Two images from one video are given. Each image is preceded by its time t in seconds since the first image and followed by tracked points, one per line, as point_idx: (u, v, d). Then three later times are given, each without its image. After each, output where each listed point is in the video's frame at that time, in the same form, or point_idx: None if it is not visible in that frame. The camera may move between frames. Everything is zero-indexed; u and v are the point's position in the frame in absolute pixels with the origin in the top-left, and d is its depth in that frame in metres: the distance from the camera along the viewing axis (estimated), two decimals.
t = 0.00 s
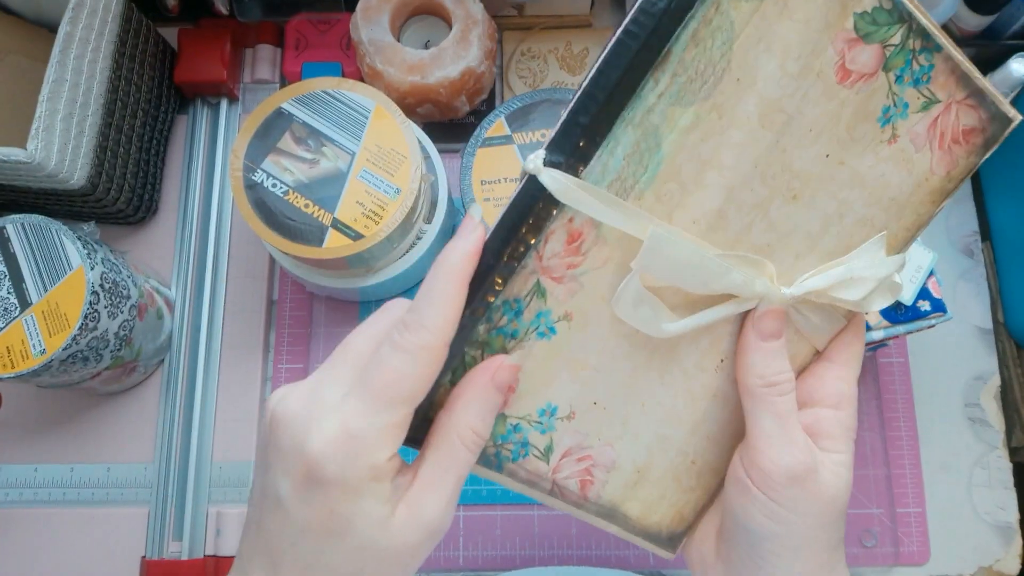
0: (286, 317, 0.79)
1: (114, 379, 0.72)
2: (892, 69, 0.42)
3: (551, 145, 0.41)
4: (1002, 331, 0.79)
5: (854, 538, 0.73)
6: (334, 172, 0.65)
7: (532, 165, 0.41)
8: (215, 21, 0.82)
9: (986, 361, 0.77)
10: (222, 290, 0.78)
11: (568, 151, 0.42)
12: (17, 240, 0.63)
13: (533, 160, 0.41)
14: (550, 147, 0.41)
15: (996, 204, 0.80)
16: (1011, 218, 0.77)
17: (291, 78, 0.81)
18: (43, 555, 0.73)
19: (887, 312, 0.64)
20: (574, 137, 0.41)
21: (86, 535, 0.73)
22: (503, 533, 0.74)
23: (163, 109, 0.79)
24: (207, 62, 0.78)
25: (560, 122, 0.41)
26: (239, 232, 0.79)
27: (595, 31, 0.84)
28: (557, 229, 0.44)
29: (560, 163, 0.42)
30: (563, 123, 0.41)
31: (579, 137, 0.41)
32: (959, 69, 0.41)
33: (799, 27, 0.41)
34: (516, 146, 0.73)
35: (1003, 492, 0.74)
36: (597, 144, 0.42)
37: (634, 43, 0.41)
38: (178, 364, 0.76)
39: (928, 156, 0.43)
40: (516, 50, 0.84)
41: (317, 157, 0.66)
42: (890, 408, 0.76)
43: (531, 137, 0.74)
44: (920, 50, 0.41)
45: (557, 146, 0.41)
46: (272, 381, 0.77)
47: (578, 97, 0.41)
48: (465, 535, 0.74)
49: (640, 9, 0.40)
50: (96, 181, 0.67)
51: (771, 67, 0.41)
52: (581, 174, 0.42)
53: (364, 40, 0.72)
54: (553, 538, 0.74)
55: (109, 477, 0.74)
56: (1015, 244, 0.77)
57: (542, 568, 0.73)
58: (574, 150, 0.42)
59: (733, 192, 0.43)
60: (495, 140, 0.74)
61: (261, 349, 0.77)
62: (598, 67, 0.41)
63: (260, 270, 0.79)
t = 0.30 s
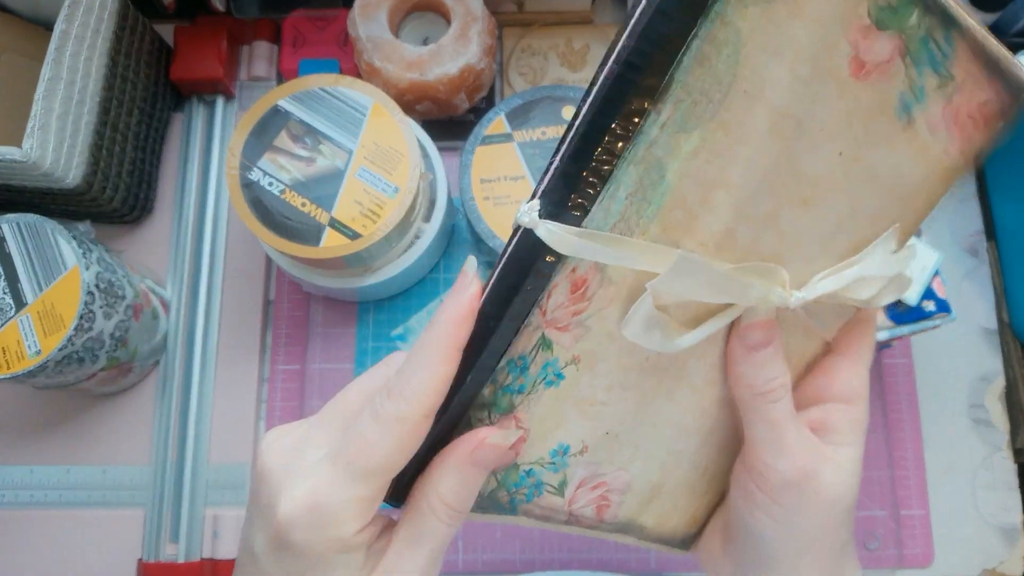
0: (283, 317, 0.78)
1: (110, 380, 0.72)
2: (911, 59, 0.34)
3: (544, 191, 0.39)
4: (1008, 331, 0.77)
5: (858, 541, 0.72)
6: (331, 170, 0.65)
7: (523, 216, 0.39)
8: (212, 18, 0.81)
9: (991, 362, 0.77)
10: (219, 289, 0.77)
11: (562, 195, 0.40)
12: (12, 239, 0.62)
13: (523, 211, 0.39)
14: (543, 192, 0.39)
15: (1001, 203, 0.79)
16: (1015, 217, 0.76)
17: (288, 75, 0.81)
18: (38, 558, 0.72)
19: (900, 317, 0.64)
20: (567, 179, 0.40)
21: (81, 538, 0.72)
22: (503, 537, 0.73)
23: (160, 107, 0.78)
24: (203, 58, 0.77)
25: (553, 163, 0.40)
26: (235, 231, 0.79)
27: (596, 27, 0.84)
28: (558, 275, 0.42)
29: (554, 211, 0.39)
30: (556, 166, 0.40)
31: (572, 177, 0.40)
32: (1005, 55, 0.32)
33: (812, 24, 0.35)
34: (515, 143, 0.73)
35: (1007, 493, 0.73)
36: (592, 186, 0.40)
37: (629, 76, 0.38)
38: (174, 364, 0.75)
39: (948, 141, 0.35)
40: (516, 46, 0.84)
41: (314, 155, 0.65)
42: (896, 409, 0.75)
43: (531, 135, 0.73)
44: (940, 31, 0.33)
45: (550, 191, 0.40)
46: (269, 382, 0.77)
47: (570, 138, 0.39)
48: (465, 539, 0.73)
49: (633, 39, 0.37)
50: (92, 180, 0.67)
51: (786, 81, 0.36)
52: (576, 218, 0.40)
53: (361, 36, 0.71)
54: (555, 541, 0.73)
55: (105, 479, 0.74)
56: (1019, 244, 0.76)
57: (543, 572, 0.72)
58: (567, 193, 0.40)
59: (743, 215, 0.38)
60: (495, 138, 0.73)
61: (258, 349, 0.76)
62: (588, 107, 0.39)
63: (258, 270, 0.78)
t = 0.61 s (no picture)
0: (281, 318, 0.78)
1: (108, 381, 0.71)
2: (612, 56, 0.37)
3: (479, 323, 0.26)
4: (1011, 331, 0.77)
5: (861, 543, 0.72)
6: (330, 169, 0.64)
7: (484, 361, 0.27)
8: (210, 17, 0.80)
9: (993, 362, 0.76)
10: (217, 289, 0.77)
11: (530, 309, 0.26)
12: (9, 239, 0.62)
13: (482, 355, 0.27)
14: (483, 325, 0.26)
15: (1003, 203, 0.78)
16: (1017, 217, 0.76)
17: (286, 74, 0.80)
18: (36, 559, 0.71)
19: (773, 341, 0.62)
20: (511, 292, 0.26)
21: (80, 539, 0.72)
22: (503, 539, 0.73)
23: (158, 106, 0.77)
24: (202, 57, 0.77)
25: (487, 288, 0.26)
26: (234, 231, 0.78)
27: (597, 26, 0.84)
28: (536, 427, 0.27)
29: (535, 330, 0.26)
30: (481, 284, 0.26)
31: (520, 288, 0.26)
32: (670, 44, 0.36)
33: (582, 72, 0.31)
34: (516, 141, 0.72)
35: (1010, 495, 0.73)
36: (537, 282, 0.26)
37: (512, 123, 0.26)
38: (172, 365, 0.75)
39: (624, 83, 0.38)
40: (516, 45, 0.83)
41: (313, 155, 0.65)
42: (898, 410, 0.75)
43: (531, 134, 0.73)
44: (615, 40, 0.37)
45: (506, 316, 0.26)
46: (268, 382, 0.76)
47: (493, 244, 0.26)
48: (464, 541, 0.73)
49: (497, 87, 0.26)
50: (90, 179, 0.66)
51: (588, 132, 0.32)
52: (545, 331, 0.27)
53: (361, 35, 0.71)
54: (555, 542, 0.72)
55: (103, 480, 0.73)
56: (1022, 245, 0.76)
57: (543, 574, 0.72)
58: (530, 306, 0.26)
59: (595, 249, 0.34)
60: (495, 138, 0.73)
61: (257, 349, 0.76)
62: (489, 192, 0.26)
63: (256, 269, 0.78)
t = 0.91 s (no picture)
0: (281, 318, 0.78)
1: (108, 380, 0.71)
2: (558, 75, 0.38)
3: (507, 340, 0.29)
4: (1010, 332, 0.77)
5: (860, 544, 0.72)
6: (330, 170, 0.64)
7: (516, 375, 0.29)
8: (211, 17, 0.81)
9: (993, 362, 0.76)
10: (217, 288, 0.77)
11: (557, 325, 0.28)
12: (10, 239, 0.62)
13: (513, 370, 0.29)
14: (513, 342, 0.29)
15: (1002, 204, 0.78)
16: (1017, 217, 0.76)
17: (286, 73, 0.80)
18: (36, 559, 0.71)
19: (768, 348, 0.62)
20: (542, 314, 0.28)
21: (80, 538, 0.72)
22: (504, 540, 0.72)
23: (158, 106, 0.77)
24: (202, 57, 0.77)
25: (517, 308, 0.28)
26: (234, 231, 0.78)
27: (596, 26, 0.84)
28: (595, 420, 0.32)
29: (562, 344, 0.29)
30: (506, 306, 0.28)
31: (548, 306, 0.28)
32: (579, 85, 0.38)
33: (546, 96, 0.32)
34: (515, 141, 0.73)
35: (1010, 495, 0.73)
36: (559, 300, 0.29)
37: (528, 150, 0.27)
38: (172, 364, 0.74)
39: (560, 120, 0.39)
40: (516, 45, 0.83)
41: (313, 154, 0.65)
42: (898, 410, 0.75)
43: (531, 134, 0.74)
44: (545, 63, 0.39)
45: (539, 332, 0.28)
46: (268, 383, 0.76)
47: (519, 267, 0.27)
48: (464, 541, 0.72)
49: (512, 115, 0.27)
50: (90, 179, 0.66)
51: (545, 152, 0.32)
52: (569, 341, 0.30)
53: (361, 35, 0.71)
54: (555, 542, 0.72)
55: (103, 480, 0.73)
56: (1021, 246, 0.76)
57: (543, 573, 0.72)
58: (557, 321, 0.28)
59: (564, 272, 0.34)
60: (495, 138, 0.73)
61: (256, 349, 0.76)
62: (511, 219, 0.27)
63: (256, 270, 0.78)
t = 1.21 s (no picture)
0: (281, 318, 0.78)
1: (108, 381, 0.71)
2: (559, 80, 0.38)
3: (524, 356, 0.31)
4: (1010, 332, 0.77)
5: (861, 544, 0.72)
6: (330, 169, 0.64)
7: (533, 393, 0.32)
8: (211, 17, 0.81)
9: (993, 362, 0.76)
10: (217, 288, 0.77)
11: (573, 345, 0.31)
12: (9, 239, 0.62)
13: (530, 388, 0.32)
14: (532, 359, 0.31)
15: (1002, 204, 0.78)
16: (1016, 216, 0.76)
17: (286, 74, 0.81)
18: (36, 559, 0.71)
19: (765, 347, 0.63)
20: (561, 336, 0.31)
21: (81, 538, 0.72)
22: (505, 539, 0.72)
23: (158, 106, 0.77)
24: (202, 57, 0.77)
25: (538, 329, 0.30)
26: (234, 231, 0.78)
27: (596, 26, 0.84)
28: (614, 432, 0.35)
29: (578, 365, 0.31)
30: (525, 324, 0.31)
31: (566, 328, 0.31)
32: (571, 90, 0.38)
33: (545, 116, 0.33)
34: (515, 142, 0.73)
35: (1010, 494, 0.73)
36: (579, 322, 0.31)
37: (552, 169, 0.29)
38: (172, 364, 0.74)
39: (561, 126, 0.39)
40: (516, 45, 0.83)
41: (313, 155, 0.65)
42: (898, 410, 0.75)
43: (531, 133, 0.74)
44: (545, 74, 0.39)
45: (557, 352, 0.31)
46: (268, 383, 0.76)
47: (540, 287, 0.30)
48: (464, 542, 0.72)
49: (539, 137, 0.29)
50: (90, 179, 0.66)
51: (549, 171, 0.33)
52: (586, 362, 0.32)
53: (361, 35, 0.71)
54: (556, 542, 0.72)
55: (104, 479, 0.73)
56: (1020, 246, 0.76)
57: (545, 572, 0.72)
58: (574, 342, 0.31)
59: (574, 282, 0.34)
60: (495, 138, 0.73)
61: (257, 349, 0.76)
62: (535, 239, 0.29)
63: (256, 270, 0.78)
